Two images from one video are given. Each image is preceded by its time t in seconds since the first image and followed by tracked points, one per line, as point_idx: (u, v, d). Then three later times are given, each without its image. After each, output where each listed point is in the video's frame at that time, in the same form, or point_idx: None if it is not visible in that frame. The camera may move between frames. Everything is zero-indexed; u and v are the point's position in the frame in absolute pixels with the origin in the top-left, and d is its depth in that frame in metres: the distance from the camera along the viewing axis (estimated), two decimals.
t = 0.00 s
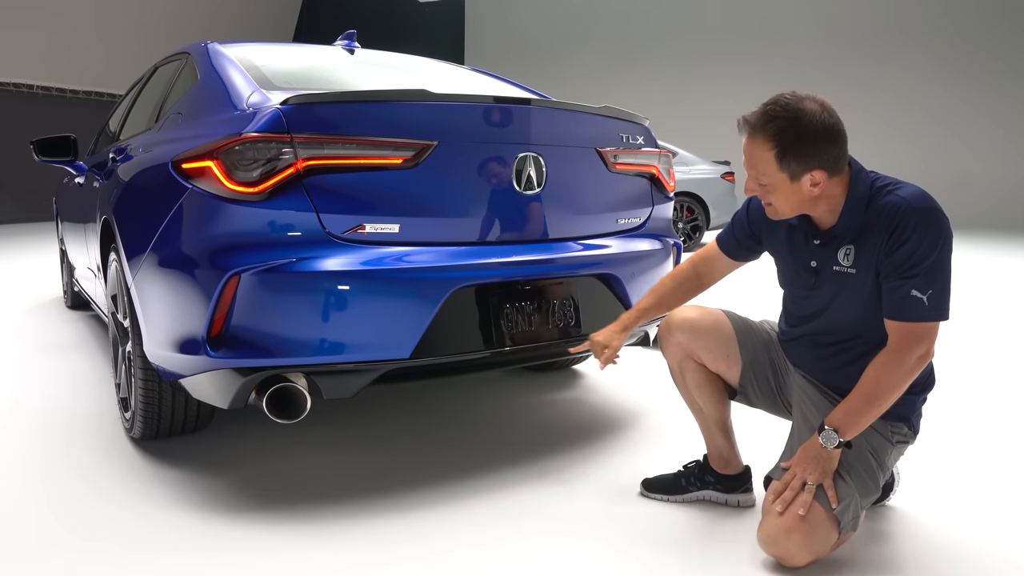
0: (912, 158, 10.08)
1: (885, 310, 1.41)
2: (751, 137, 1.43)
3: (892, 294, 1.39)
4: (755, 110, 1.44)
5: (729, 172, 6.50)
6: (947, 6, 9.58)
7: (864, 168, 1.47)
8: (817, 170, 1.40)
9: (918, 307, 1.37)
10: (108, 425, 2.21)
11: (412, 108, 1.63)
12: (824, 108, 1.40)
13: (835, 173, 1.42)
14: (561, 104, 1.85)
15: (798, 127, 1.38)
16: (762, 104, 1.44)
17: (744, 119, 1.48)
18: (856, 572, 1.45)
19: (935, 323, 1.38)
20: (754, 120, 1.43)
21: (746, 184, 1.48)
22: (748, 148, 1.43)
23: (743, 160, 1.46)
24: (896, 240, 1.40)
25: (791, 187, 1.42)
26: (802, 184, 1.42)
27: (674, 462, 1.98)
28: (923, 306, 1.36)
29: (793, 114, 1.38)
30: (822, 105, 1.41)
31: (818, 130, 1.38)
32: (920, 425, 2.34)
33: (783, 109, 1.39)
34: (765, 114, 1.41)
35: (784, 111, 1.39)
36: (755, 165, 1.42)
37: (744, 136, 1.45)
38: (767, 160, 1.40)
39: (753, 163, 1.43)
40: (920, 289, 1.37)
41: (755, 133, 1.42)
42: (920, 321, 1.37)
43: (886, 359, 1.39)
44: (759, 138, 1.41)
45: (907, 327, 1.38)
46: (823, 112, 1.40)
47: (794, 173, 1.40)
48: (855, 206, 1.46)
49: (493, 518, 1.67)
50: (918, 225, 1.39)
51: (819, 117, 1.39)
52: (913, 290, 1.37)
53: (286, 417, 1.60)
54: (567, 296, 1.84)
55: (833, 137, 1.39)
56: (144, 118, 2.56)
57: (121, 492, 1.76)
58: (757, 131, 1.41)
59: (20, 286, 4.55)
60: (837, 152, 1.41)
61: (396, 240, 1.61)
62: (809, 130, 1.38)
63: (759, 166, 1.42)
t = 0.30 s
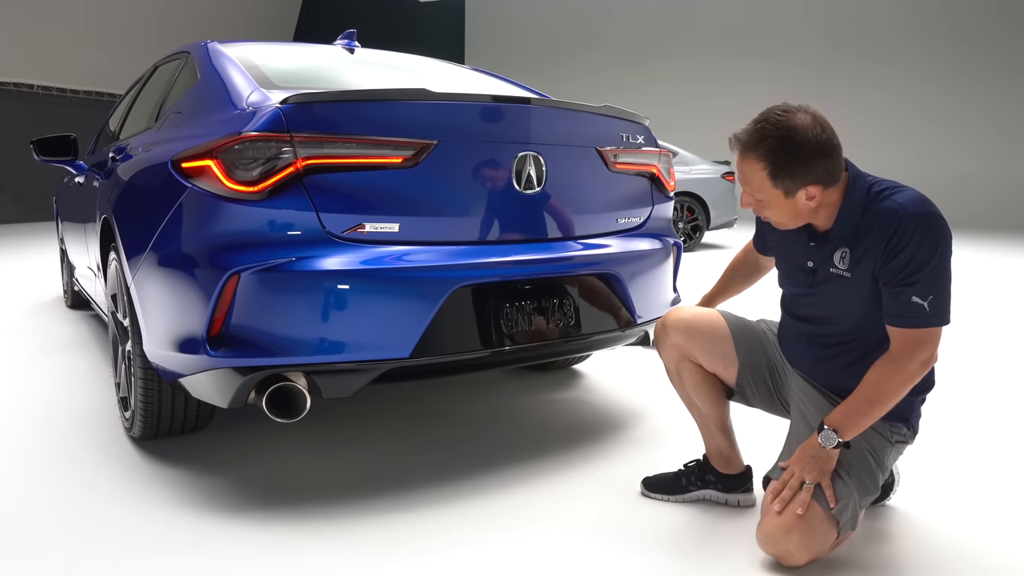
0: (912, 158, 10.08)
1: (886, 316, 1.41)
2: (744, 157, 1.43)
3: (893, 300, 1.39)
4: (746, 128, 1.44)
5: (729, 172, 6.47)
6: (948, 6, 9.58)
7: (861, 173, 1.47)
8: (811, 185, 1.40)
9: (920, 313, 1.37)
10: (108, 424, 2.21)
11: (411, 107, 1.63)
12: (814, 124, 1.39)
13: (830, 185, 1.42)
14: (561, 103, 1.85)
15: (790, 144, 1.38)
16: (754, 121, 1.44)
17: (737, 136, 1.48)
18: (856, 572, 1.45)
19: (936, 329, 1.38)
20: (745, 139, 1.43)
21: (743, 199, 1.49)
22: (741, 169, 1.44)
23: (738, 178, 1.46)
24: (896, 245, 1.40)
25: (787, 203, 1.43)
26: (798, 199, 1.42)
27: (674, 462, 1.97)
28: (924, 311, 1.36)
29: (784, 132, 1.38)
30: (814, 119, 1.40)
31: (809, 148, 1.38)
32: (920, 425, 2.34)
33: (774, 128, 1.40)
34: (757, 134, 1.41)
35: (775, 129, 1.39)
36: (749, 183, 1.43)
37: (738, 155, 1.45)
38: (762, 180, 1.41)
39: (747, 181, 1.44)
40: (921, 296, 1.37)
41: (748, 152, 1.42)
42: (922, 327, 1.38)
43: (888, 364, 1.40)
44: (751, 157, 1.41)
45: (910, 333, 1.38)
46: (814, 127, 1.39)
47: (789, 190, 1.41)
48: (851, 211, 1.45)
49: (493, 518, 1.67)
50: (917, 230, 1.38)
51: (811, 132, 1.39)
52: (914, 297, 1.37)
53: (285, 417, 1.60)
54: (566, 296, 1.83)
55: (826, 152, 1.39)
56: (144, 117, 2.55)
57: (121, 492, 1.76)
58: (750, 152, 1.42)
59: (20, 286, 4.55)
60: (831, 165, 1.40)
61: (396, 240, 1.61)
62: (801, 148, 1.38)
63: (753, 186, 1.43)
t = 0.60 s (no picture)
0: (912, 158, 10.08)
1: (883, 316, 1.41)
2: (748, 157, 1.42)
3: (890, 300, 1.39)
4: (749, 128, 1.43)
5: (729, 172, 6.48)
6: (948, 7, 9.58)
7: (857, 174, 1.46)
8: (816, 183, 1.40)
9: (918, 312, 1.37)
10: (108, 424, 2.21)
11: (411, 107, 1.62)
12: (817, 122, 1.40)
13: (833, 185, 1.43)
14: (560, 103, 1.85)
15: (795, 144, 1.38)
16: (756, 121, 1.43)
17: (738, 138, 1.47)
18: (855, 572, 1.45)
19: (934, 328, 1.38)
20: (748, 140, 1.42)
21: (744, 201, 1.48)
22: (746, 169, 1.42)
23: (740, 179, 1.45)
24: (893, 245, 1.40)
25: (791, 203, 1.43)
26: (801, 200, 1.42)
27: (674, 462, 1.97)
28: (921, 311, 1.36)
29: (789, 130, 1.38)
30: (815, 118, 1.41)
31: (814, 145, 1.38)
32: (920, 424, 2.34)
33: (778, 127, 1.39)
34: (761, 133, 1.41)
35: (779, 128, 1.39)
36: (753, 185, 1.42)
37: (740, 154, 1.44)
38: (768, 181, 1.40)
39: (750, 183, 1.43)
40: (918, 295, 1.36)
41: (752, 152, 1.41)
42: (919, 327, 1.38)
43: (884, 364, 1.40)
44: (756, 157, 1.40)
45: (907, 332, 1.38)
46: (817, 126, 1.40)
47: (793, 190, 1.40)
48: (849, 212, 1.45)
49: (493, 518, 1.67)
50: (914, 231, 1.38)
51: (814, 130, 1.39)
52: (910, 296, 1.37)
53: (284, 417, 1.60)
54: (565, 296, 1.83)
55: (829, 150, 1.40)
56: (144, 117, 2.55)
57: (120, 492, 1.76)
58: (754, 151, 1.41)
59: (19, 286, 4.55)
60: (834, 164, 1.41)
61: (395, 240, 1.61)
62: (805, 145, 1.38)
63: (758, 186, 1.42)
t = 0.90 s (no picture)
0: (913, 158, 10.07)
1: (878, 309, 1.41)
2: (753, 150, 1.40)
3: (884, 292, 1.39)
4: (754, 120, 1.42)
5: (730, 172, 6.48)
6: (950, 6, 9.57)
7: (853, 170, 1.46)
8: (820, 176, 1.40)
9: (911, 304, 1.37)
10: (109, 424, 2.21)
11: (412, 107, 1.62)
12: (819, 116, 1.41)
13: (834, 178, 1.43)
14: (561, 103, 1.85)
15: (801, 135, 1.37)
16: (757, 115, 1.43)
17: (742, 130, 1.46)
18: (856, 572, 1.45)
19: (928, 320, 1.38)
20: (754, 131, 1.41)
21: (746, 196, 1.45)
22: (753, 160, 1.40)
23: (744, 172, 1.43)
24: (887, 238, 1.40)
25: (795, 197, 1.41)
26: (806, 193, 1.42)
27: (675, 463, 1.97)
28: (915, 302, 1.37)
29: (795, 122, 1.38)
30: (816, 111, 1.42)
31: (820, 137, 1.39)
32: (921, 425, 2.34)
33: (784, 118, 1.39)
34: (765, 125, 1.40)
35: (785, 119, 1.39)
36: (758, 177, 1.40)
37: (745, 147, 1.42)
38: (775, 172, 1.39)
39: (755, 176, 1.41)
40: (912, 286, 1.37)
41: (758, 145, 1.39)
42: (914, 318, 1.38)
43: (878, 358, 1.40)
44: (762, 148, 1.39)
45: (900, 324, 1.38)
46: (819, 119, 1.40)
47: (800, 182, 1.39)
48: (847, 210, 1.45)
49: (494, 518, 1.67)
50: (909, 224, 1.38)
51: (818, 122, 1.40)
52: (904, 288, 1.37)
53: (285, 417, 1.60)
54: (566, 296, 1.83)
55: (831, 143, 1.40)
56: (145, 117, 2.55)
57: (121, 492, 1.76)
58: (760, 143, 1.39)
59: (19, 286, 4.55)
60: (836, 157, 1.42)
61: (397, 240, 1.61)
62: (810, 137, 1.38)
63: (765, 178, 1.40)
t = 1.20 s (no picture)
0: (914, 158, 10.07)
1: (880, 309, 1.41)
2: (751, 147, 1.41)
3: (886, 293, 1.39)
4: (753, 117, 1.43)
5: (731, 172, 6.48)
6: (951, 6, 9.57)
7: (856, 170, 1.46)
8: (818, 176, 1.40)
9: (914, 304, 1.37)
10: (111, 424, 2.21)
11: (414, 107, 1.62)
12: (820, 115, 1.40)
13: (834, 179, 1.42)
14: (563, 103, 1.85)
15: (800, 135, 1.37)
16: (758, 113, 1.43)
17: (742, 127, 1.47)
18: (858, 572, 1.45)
19: (931, 321, 1.38)
20: (752, 129, 1.42)
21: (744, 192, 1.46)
22: (749, 156, 1.41)
23: (743, 169, 1.44)
24: (890, 239, 1.40)
25: (792, 196, 1.42)
26: (803, 192, 1.41)
27: (677, 463, 1.97)
28: (917, 303, 1.36)
29: (794, 121, 1.38)
30: (818, 111, 1.41)
31: (817, 138, 1.38)
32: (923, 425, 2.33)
33: (783, 117, 1.39)
34: (764, 123, 1.40)
35: (784, 118, 1.39)
36: (755, 174, 1.41)
37: (743, 145, 1.43)
38: (771, 170, 1.39)
39: (752, 172, 1.42)
40: (915, 287, 1.36)
41: (756, 142, 1.40)
42: (917, 319, 1.37)
43: (881, 358, 1.39)
44: (760, 145, 1.40)
45: (902, 325, 1.38)
46: (820, 119, 1.40)
47: (797, 181, 1.39)
48: (850, 210, 1.45)
49: (496, 518, 1.67)
50: (912, 224, 1.38)
51: (818, 122, 1.39)
52: (907, 288, 1.37)
53: (287, 417, 1.60)
54: (568, 296, 1.83)
55: (831, 143, 1.40)
56: (147, 117, 2.55)
57: (123, 492, 1.76)
58: (758, 141, 1.40)
59: (20, 286, 4.56)
60: (837, 157, 1.41)
61: (399, 240, 1.61)
62: (808, 137, 1.38)
63: (761, 175, 1.41)
